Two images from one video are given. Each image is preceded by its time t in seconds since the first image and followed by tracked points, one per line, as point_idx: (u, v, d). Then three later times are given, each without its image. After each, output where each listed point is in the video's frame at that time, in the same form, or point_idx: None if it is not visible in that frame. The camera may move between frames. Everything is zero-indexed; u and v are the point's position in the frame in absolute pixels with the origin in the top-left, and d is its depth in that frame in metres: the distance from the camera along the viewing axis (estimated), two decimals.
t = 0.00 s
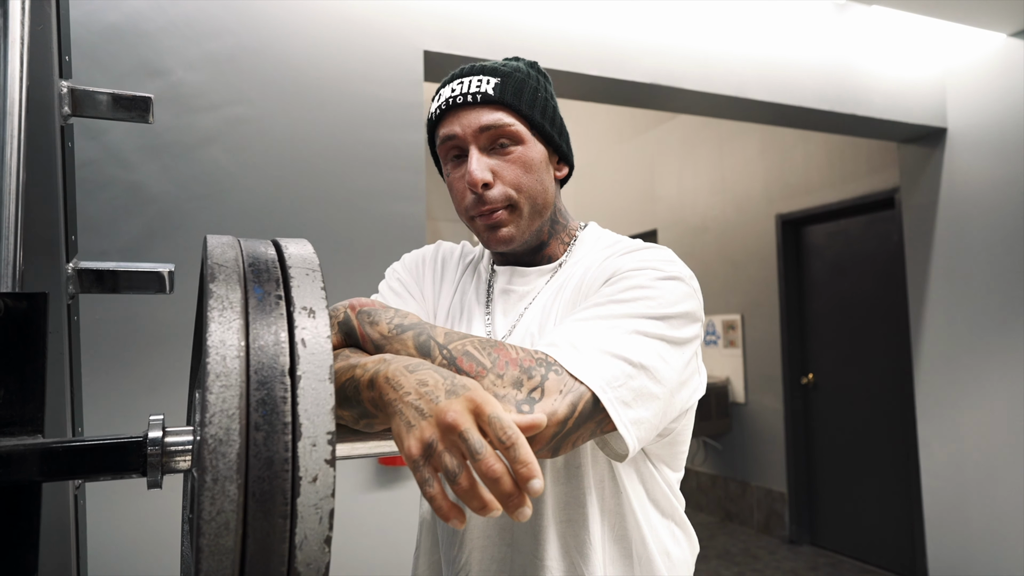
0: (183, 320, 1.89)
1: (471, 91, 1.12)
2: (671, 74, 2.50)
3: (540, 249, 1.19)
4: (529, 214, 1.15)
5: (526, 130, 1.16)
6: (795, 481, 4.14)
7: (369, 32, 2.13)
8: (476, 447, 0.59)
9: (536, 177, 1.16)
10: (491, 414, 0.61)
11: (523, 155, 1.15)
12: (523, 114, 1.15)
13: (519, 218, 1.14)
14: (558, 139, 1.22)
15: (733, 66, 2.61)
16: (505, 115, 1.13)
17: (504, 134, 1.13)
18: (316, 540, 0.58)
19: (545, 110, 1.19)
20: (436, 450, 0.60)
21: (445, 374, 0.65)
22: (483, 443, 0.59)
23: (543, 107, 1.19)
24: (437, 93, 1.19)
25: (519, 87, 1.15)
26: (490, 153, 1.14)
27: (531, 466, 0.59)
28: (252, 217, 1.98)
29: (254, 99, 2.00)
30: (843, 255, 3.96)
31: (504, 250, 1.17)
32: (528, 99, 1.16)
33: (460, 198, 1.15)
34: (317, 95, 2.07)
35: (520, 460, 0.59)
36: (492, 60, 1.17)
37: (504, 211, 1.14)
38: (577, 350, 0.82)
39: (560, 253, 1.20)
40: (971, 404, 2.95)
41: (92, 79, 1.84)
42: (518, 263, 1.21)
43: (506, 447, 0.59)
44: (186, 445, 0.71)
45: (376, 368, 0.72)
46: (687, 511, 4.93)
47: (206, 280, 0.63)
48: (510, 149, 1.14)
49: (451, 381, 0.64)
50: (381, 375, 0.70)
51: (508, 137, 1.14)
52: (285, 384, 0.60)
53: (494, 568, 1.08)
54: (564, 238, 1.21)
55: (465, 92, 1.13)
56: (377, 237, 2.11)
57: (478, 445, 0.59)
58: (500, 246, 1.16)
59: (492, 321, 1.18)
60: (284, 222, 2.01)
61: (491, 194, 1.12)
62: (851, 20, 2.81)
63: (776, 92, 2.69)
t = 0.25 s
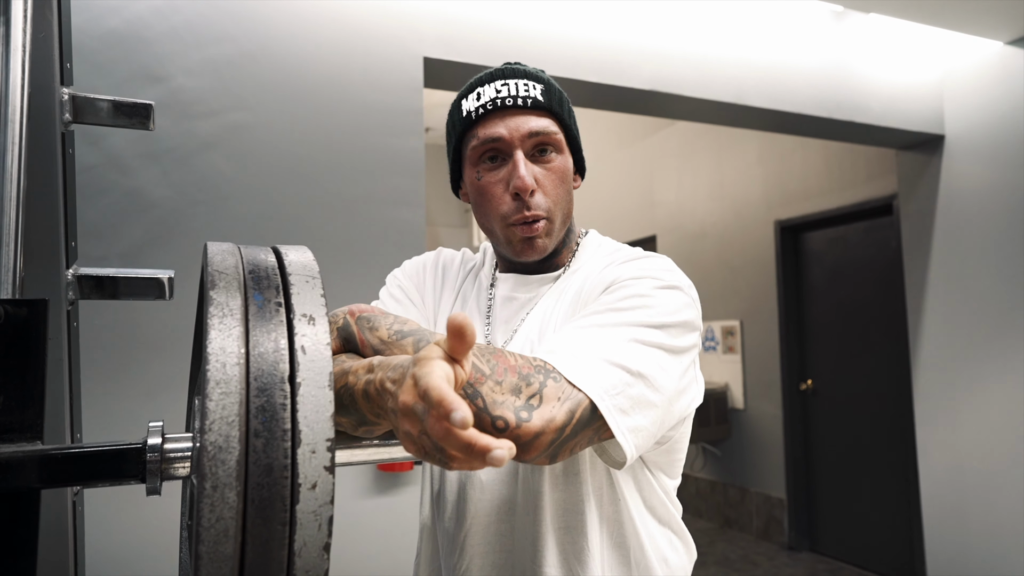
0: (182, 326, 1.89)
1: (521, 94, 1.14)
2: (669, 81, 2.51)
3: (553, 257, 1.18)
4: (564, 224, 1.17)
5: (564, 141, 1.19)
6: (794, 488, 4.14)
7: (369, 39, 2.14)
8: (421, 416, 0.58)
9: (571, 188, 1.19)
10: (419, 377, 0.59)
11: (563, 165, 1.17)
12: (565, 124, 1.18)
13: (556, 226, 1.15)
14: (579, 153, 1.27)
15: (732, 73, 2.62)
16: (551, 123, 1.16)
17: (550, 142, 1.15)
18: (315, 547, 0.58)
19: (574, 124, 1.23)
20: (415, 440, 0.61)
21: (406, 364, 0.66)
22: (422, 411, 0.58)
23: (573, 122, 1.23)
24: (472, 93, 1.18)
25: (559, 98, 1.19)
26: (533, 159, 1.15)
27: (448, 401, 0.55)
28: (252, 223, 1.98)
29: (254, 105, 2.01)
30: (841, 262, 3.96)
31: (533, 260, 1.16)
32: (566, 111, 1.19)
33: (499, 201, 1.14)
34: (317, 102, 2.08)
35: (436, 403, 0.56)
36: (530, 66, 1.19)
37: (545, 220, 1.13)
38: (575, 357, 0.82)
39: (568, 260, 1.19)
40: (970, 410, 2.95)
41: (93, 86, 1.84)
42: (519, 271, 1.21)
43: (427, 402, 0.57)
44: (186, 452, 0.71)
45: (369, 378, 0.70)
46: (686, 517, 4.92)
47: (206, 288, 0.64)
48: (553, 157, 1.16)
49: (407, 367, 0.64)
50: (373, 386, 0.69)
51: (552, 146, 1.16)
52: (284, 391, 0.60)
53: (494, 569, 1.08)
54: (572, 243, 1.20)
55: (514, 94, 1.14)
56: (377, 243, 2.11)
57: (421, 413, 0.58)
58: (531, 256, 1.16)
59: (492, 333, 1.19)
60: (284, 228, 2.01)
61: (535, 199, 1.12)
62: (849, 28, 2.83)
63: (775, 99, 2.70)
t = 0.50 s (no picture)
0: (181, 328, 1.89)
1: (526, 112, 1.11)
2: (668, 83, 2.52)
3: (557, 264, 1.18)
4: (563, 242, 1.17)
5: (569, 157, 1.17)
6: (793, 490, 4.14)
7: (369, 41, 2.14)
8: (470, 500, 0.60)
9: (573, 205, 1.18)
10: (491, 469, 0.62)
11: (566, 183, 1.16)
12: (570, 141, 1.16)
13: (555, 244, 1.15)
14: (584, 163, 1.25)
15: (730, 75, 2.63)
16: (555, 141, 1.14)
17: (553, 160, 1.14)
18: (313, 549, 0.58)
19: (580, 135, 1.21)
20: (429, 492, 0.61)
21: (449, 412, 0.65)
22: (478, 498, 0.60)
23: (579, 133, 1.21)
24: (475, 105, 1.16)
25: (566, 112, 1.16)
26: (535, 177, 1.14)
27: (522, 528, 0.60)
28: (251, 225, 1.98)
29: (253, 107, 2.01)
30: (840, 264, 3.97)
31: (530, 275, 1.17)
32: (573, 125, 1.17)
33: (497, 218, 1.14)
34: (317, 104, 2.08)
35: (511, 521, 0.59)
36: (538, 77, 1.16)
37: (542, 238, 1.14)
38: (576, 368, 0.82)
39: (570, 267, 1.19)
40: (968, 412, 2.95)
41: (92, 87, 1.85)
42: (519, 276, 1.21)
43: (500, 506, 0.60)
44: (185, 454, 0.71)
45: (377, 385, 0.72)
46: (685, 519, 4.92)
47: (205, 290, 0.64)
48: (556, 176, 1.15)
49: (454, 420, 0.64)
50: (382, 395, 0.70)
51: (556, 164, 1.15)
52: (283, 393, 0.60)
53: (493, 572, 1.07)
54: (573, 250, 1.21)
55: (519, 111, 1.11)
56: (376, 244, 2.11)
57: (473, 499, 0.60)
58: (529, 272, 1.16)
59: (491, 335, 1.18)
60: (283, 230, 2.01)
61: (535, 219, 1.12)
62: (848, 30, 2.84)
63: (773, 101, 2.71)
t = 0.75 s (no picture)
0: (180, 329, 1.89)
1: (495, 109, 1.11)
2: (667, 85, 2.52)
3: (550, 263, 1.19)
4: (550, 234, 1.16)
5: (547, 149, 1.16)
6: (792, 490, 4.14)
7: (368, 43, 2.15)
8: (477, 499, 0.60)
9: (556, 197, 1.16)
10: (496, 466, 0.62)
11: (545, 175, 1.15)
12: (545, 133, 1.15)
13: (541, 238, 1.15)
14: (570, 156, 1.23)
15: (729, 77, 2.63)
16: (528, 135, 1.13)
17: (528, 154, 1.13)
18: (311, 550, 0.58)
19: (561, 127, 1.20)
20: (436, 493, 0.61)
21: (452, 413, 0.65)
22: (485, 495, 0.60)
23: (559, 124, 1.20)
24: (449, 109, 1.15)
25: (539, 105, 1.15)
26: (512, 173, 1.13)
27: (531, 524, 0.60)
28: (250, 225, 1.98)
29: (252, 108, 2.01)
30: (839, 265, 3.97)
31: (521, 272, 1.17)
32: (549, 117, 1.16)
33: (479, 218, 1.14)
34: (315, 104, 2.08)
35: (520, 517, 0.60)
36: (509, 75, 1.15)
37: (527, 232, 1.14)
38: (578, 371, 0.82)
39: (566, 267, 1.20)
40: (967, 413, 2.95)
41: (91, 89, 1.85)
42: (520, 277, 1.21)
43: (508, 503, 0.60)
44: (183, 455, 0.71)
45: (379, 388, 0.72)
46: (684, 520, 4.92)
47: (203, 291, 0.64)
48: (533, 169, 1.14)
49: (458, 421, 0.65)
50: (386, 398, 0.69)
51: (532, 157, 1.14)
52: (281, 395, 0.60)
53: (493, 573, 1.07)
54: (570, 252, 1.22)
55: (488, 110, 1.11)
56: (375, 245, 2.11)
57: (480, 497, 0.60)
58: (519, 268, 1.16)
59: (492, 335, 1.18)
60: (282, 231, 2.02)
61: (517, 215, 1.11)
62: (846, 32, 2.84)
63: (771, 103, 2.71)
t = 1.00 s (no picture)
0: (177, 329, 1.89)
1: (454, 104, 1.13)
2: (665, 84, 2.52)
3: (534, 259, 1.21)
4: (516, 223, 1.16)
5: (510, 139, 1.16)
6: (791, 490, 4.14)
7: (367, 43, 2.14)
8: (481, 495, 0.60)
9: (522, 186, 1.17)
10: (499, 463, 0.62)
11: (507, 165, 1.15)
12: (507, 123, 1.15)
13: (505, 227, 1.15)
14: (548, 149, 1.23)
15: (727, 77, 2.63)
16: (488, 126, 1.14)
17: (487, 144, 1.14)
18: (308, 550, 0.58)
19: (532, 119, 1.19)
20: (439, 490, 0.61)
21: (454, 411, 0.65)
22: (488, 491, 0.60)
23: (531, 116, 1.19)
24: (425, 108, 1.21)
25: (503, 97, 1.15)
26: (475, 163, 1.16)
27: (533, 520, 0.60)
28: (248, 225, 1.98)
29: (250, 108, 2.01)
30: (837, 265, 3.97)
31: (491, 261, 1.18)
32: (513, 109, 1.16)
33: (446, 209, 1.17)
34: (313, 104, 2.08)
35: (523, 513, 0.60)
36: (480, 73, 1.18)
37: (490, 221, 1.15)
38: (577, 368, 0.82)
39: (554, 264, 1.22)
40: (965, 412, 2.95)
41: (89, 89, 1.84)
42: (515, 272, 1.22)
43: (511, 500, 0.60)
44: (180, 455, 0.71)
45: (380, 387, 0.72)
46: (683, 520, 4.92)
47: (199, 290, 0.64)
48: (494, 159, 1.15)
49: (460, 419, 0.65)
50: (387, 397, 0.70)
51: (492, 147, 1.15)
52: (278, 394, 0.60)
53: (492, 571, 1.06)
54: (558, 248, 1.22)
55: (448, 105, 1.14)
56: (373, 246, 2.11)
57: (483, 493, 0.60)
58: (488, 257, 1.17)
59: (490, 330, 1.18)
60: (280, 231, 2.01)
61: (475, 204, 1.14)
62: (844, 32, 2.84)
63: (770, 102, 2.71)
